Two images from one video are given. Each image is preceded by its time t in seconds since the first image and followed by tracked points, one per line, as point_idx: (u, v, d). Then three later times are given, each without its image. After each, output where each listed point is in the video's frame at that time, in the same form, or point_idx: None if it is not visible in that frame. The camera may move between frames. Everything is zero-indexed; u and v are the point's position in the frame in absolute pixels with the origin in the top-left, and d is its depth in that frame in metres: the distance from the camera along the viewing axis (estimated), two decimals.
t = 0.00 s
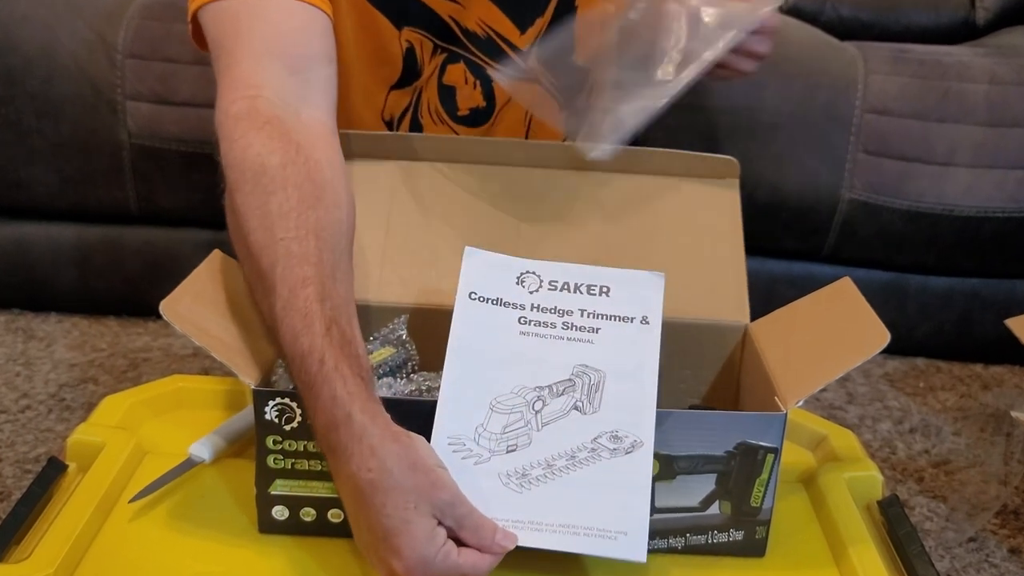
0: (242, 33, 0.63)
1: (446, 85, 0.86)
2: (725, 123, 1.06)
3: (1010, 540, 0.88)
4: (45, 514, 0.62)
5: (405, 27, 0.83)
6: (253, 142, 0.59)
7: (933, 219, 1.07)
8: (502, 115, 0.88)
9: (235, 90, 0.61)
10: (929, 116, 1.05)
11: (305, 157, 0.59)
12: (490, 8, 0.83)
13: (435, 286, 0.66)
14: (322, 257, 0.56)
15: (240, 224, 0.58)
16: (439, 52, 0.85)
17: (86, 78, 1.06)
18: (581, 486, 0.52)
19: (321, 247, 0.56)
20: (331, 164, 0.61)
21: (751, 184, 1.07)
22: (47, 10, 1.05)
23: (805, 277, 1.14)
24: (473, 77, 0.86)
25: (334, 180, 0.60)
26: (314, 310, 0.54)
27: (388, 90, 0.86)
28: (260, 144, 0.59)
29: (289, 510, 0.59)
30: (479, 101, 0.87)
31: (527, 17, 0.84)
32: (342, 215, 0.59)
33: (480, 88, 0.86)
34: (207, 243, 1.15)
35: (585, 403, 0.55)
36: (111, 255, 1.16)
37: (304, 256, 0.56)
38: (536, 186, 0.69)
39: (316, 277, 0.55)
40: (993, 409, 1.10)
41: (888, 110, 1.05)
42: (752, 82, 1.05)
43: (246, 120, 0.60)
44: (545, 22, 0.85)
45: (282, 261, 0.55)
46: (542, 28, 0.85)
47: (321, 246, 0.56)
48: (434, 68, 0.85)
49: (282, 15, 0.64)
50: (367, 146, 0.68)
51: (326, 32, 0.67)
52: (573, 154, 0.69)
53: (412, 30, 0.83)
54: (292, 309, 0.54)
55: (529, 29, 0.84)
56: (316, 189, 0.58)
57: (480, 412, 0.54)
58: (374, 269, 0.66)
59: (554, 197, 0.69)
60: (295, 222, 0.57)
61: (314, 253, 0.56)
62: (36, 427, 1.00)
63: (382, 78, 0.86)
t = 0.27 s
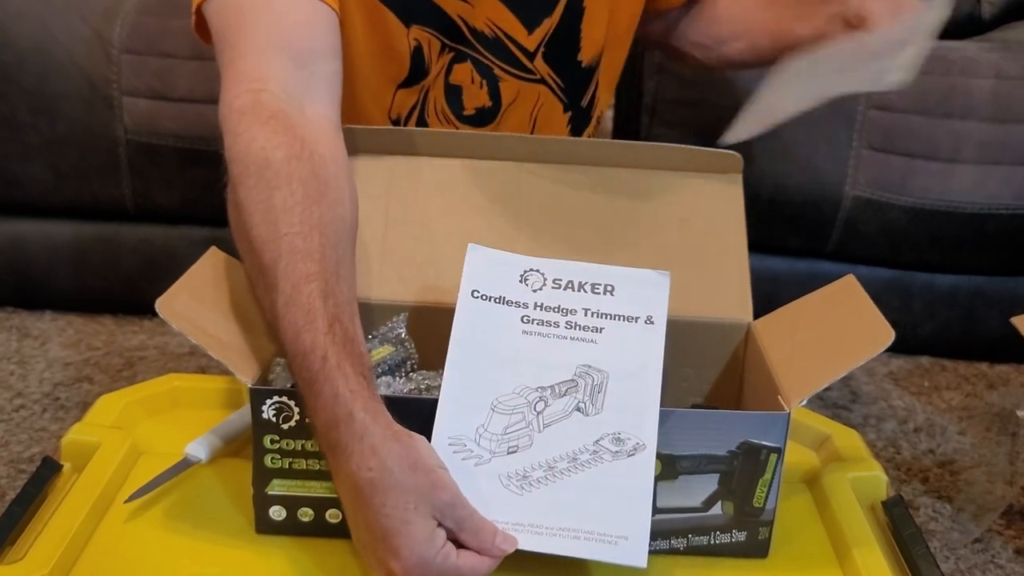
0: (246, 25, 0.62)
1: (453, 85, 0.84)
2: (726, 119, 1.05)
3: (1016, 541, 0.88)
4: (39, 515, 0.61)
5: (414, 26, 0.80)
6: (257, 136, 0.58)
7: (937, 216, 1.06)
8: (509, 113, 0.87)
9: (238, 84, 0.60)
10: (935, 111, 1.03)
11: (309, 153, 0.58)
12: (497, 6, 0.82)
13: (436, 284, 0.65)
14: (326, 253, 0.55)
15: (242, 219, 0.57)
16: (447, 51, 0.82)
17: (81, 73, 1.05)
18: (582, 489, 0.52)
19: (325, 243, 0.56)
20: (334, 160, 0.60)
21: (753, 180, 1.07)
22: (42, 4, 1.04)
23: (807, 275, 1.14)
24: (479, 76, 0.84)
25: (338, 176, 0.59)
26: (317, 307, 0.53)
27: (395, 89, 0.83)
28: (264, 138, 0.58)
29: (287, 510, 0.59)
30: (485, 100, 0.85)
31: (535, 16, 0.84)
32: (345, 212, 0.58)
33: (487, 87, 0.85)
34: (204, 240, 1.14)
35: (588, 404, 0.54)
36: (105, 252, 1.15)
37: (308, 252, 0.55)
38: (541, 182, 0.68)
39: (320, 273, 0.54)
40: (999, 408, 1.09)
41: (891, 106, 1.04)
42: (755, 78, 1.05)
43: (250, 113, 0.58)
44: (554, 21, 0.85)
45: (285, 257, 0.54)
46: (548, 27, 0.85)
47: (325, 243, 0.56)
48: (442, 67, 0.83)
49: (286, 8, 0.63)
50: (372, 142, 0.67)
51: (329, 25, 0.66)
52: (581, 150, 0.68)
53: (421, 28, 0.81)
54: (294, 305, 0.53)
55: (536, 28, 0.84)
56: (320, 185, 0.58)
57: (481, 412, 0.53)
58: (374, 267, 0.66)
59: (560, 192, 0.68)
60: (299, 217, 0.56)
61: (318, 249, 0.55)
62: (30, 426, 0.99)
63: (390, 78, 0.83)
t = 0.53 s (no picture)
0: (257, 12, 0.60)
1: (455, 86, 0.83)
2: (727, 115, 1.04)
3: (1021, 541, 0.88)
4: (34, 516, 0.61)
5: (420, 24, 0.79)
6: (262, 130, 0.57)
7: (944, 214, 1.05)
8: (509, 119, 0.85)
9: (245, 77, 0.59)
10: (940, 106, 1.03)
11: (315, 147, 0.57)
12: (506, 12, 0.81)
13: (435, 280, 0.64)
14: (328, 250, 0.55)
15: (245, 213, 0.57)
16: (451, 52, 0.81)
17: (76, 69, 1.04)
18: (582, 493, 0.51)
19: (328, 240, 0.55)
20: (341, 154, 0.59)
21: (755, 177, 1.06)
22: None
23: (810, 272, 1.13)
24: (481, 79, 0.83)
25: (344, 171, 0.58)
26: (318, 305, 0.52)
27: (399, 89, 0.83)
28: (270, 132, 0.57)
29: (284, 510, 0.58)
30: (486, 103, 0.84)
31: (544, 25, 0.82)
32: (351, 209, 0.58)
33: (488, 90, 0.84)
34: (201, 237, 1.14)
35: (590, 406, 0.53)
36: (101, 250, 1.14)
37: (310, 249, 0.54)
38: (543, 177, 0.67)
39: (321, 270, 0.54)
40: (1005, 407, 1.09)
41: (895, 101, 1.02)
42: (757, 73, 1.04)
43: (256, 107, 0.58)
44: (562, 31, 0.83)
45: (287, 254, 0.54)
46: (556, 37, 0.83)
47: (328, 239, 0.55)
48: (444, 68, 0.82)
49: None
50: (379, 139, 0.66)
51: (339, 17, 0.65)
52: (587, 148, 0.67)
53: (426, 28, 0.80)
54: (294, 302, 0.52)
55: (544, 36, 0.82)
56: (325, 181, 0.57)
57: (481, 413, 0.52)
58: (373, 263, 0.65)
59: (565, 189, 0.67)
60: (302, 213, 0.55)
61: (320, 246, 0.54)
62: (25, 425, 0.99)
63: (392, 77, 0.82)
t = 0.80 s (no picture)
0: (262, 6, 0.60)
1: (457, 86, 0.82)
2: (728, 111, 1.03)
3: None
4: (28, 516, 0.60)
5: (423, 22, 0.79)
6: (265, 124, 0.56)
7: (949, 211, 1.04)
8: (511, 121, 0.84)
9: (247, 71, 0.58)
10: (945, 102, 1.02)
11: (317, 142, 0.57)
12: (511, 13, 0.80)
13: (436, 277, 0.63)
14: (328, 246, 0.54)
15: (244, 208, 0.56)
16: (454, 52, 0.80)
17: (71, 64, 1.03)
18: (582, 494, 0.51)
19: (328, 236, 0.54)
20: (342, 149, 0.58)
21: (757, 174, 1.05)
22: None
23: (814, 271, 1.12)
24: (484, 80, 0.82)
25: (345, 167, 0.57)
26: (317, 302, 0.51)
27: (402, 87, 0.82)
28: (272, 126, 0.56)
29: (281, 510, 0.57)
30: (487, 105, 0.83)
31: (548, 28, 0.81)
32: (351, 205, 0.57)
33: (490, 92, 0.83)
34: (199, 235, 1.13)
35: (591, 406, 0.52)
36: (96, 247, 1.13)
37: (311, 245, 0.53)
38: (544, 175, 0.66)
39: (321, 267, 0.53)
40: (1010, 407, 1.08)
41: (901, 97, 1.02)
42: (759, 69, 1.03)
43: (258, 100, 0.57)
44: (568, 36, 0.82)
45: (287, 249, 0.53)
46: (562, 41, 0.82)
47: (328, 236, 0.54)
48: (447, 67, 0.81)
49: None
50: (379, 136, 0.66)
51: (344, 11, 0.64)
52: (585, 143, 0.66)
53: (430, 26, 0.79)
54: (293, 299, 0.52)
55: (548, 41, 0.81)
56: (326, 176, 0.56)
57: (480, 413, 0.51)
58: (372, 260, 0.64)
59: (565, 185, 0.66)
60: (303, 209, 0.54)
61: (320, 242, 0.53)
62: (19, 425, 0.98)
63: (395, 74, 0.81)
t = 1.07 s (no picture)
0: None
1: (458, 84, 0.81)
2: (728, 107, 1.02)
3: None
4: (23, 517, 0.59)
5: (426, 18, 0.78)
6: (265, 119, 0.55)
7: (954, 208, 1.03)
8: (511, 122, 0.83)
9: (248, 66, 0.58)
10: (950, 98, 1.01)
11: (317, 138, 0.56)
12: (515, 13, 0.79)
13: (436, 275, 0.63)
14: (328, 243, 0.53)
15: (244, 203, 0.55)
16: (456, 49, 0.80)
17: (66, 60, 1.03)
18: (583, 494, 0.50)
19: (328, 233, 0.53)
20: (341, 144, 0.57)
21: (760, 171, 1.04)
22: None
23: (818, 268, 1.11)
24: (485, 80, 0.81)
25: (346, 163, 0.57)
26: (317, 299, 0.51)
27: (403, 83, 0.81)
28: (273, 121, 0.55)
29: (278, 510, 0.57)
30: (488, 105, 0.82)
31: (552, 29, 0.80)
32: (352, 201, 0.56)
33: (492, 92, 0.82)
34: (195, 233, 1.12)
35: (592, 406, 0.52)
36: (91, 245, 1.12)
37: (310, 242, 0.52)
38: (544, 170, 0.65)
39: (321, 263, 0.52)
40: (1016, 406, 1.07)
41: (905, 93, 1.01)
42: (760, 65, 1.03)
43: (259, 94, 0.56)
44: (571, 37, 0.81)
45: (287, 245, 0.52)
46: (565, 42, 0.81)
47: (328, 232, 0.53)
48: (449, 64, 0.80)
49: None
50: (379, 132, 0.65)
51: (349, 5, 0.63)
52: (583, 137, 0.65)
53: (432, 22, 0.78)
54: (292, 295, 0.51)
55: (551, 42, 0.81)
56: (327, 172, 0.55)
57: (479, 412, 0.51)
58: (371, 257, 0.63)
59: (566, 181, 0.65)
60: (303, 205, 0.53)
61: (320, 239, 0.53)
62: (14, 424, 0.97)
63: (397, 70, 0.81)
